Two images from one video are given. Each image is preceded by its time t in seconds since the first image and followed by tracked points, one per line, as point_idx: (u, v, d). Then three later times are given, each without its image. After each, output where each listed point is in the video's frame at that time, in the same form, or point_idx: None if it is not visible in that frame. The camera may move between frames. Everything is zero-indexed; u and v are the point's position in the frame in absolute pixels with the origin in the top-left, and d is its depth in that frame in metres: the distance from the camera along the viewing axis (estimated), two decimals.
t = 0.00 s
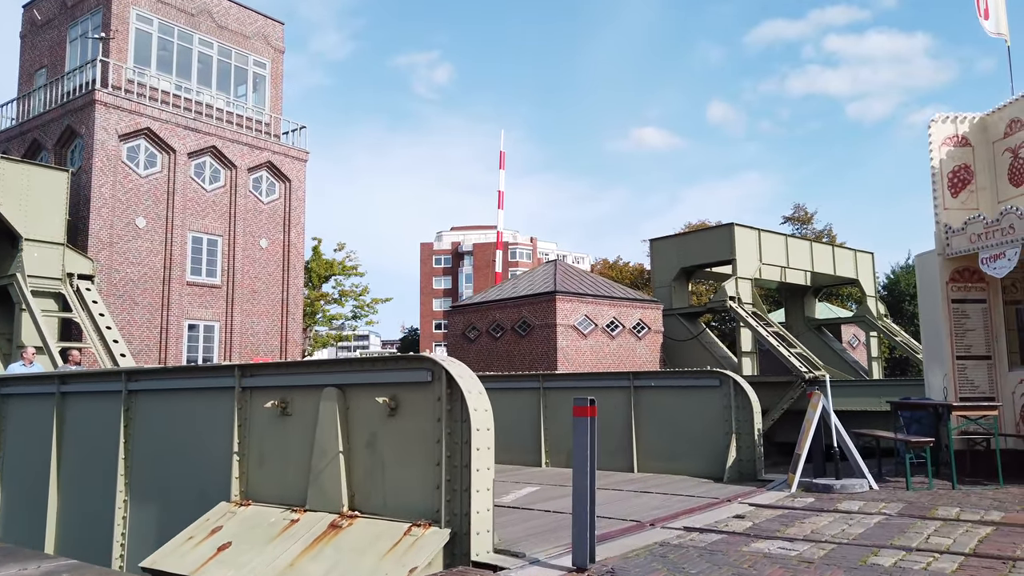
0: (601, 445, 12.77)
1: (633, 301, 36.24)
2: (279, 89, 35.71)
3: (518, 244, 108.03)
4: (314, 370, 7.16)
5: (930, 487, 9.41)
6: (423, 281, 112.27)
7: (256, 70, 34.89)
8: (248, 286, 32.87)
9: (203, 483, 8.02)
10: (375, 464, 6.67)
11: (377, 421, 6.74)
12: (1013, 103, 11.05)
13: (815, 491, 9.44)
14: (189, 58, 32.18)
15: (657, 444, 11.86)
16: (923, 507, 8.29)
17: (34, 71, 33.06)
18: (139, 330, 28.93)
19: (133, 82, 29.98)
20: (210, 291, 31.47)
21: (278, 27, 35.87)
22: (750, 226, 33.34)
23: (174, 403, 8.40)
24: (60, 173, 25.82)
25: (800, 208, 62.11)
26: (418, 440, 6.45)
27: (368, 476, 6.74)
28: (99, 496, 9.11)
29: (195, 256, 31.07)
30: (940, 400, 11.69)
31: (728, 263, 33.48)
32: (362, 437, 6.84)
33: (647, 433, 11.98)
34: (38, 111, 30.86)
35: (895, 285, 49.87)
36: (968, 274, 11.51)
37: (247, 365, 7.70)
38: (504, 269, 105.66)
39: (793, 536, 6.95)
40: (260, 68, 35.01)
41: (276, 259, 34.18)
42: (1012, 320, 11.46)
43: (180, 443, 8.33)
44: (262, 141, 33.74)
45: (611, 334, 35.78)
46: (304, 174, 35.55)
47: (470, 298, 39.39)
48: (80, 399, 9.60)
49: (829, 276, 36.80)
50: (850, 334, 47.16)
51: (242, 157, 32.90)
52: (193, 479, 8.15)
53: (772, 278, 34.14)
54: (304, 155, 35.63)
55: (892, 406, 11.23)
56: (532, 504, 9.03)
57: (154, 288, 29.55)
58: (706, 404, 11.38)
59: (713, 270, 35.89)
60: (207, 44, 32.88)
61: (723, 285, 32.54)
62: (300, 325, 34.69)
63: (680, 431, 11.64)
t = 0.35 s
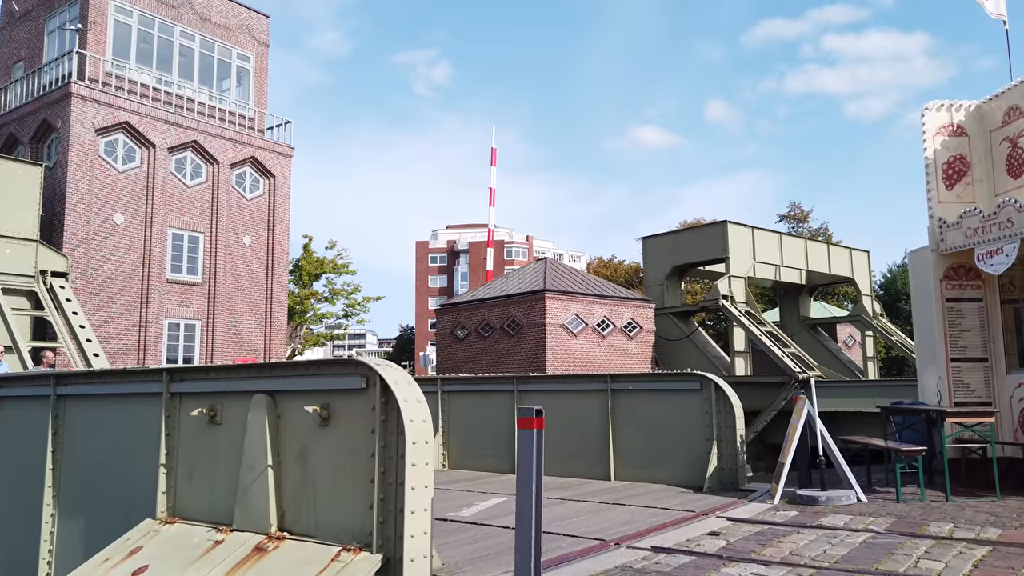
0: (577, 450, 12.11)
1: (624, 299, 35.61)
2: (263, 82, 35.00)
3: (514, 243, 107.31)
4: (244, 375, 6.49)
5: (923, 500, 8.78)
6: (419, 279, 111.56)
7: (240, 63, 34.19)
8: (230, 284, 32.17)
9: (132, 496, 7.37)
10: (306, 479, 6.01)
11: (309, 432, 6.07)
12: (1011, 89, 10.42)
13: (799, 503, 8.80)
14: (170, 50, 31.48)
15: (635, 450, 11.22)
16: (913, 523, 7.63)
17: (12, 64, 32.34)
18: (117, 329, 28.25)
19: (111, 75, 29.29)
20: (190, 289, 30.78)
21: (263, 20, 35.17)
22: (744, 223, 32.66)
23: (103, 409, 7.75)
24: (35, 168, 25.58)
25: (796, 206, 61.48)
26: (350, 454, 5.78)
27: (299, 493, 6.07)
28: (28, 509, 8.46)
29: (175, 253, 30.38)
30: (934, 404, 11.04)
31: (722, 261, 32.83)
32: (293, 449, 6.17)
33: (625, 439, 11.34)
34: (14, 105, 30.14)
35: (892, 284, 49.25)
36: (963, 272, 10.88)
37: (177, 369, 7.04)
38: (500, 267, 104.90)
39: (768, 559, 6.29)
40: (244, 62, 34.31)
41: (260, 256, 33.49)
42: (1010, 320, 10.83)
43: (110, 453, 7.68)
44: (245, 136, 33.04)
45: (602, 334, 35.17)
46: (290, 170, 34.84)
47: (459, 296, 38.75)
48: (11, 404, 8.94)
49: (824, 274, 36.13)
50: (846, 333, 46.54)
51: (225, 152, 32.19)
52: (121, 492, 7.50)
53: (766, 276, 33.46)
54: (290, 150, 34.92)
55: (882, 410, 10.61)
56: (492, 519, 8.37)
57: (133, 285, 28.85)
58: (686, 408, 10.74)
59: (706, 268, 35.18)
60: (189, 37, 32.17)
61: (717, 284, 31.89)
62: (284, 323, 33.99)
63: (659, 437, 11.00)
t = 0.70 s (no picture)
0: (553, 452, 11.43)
1: (617, 296, 34.96)
2: (248, 74, 34.30)
3: (511, 241, 106.59)
4: (160, 374, 5.80)
5: (917, 509, 8.13)
6: (415, 277, 110.86)
7: (224, 55, 33.49)
8: (214, 281, 31.48)
9: (50, 505, 6.71)
10: (223, 490, 5.34)
11: (228, 437, 5.39)
12: (1013, 69, 9.76)
13: (783, 512, 8.14)
14: (152, 41, 30.76)
15: (613, 453, 10.56)
16: (905, 536, 6.96)
17: None
18: (95, 326, 27.58)
19: (90, 66, 28.60)
20: (172, 285, 30.11)
21: (248, 10, 34.47)
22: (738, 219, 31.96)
23: (22, 409, 7.08)
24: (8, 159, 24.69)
25: (794, 203, 60.82)
26: (269, 462, 5.11)
27: (217, 505, 5.41)
28: None
29: (156, 249, 29.69)
30: (930, 404, 10.39)
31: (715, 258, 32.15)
32: (211, 457, 5.50)
33: (603, 441, 10.68)
34: None
35: (889, 282, 48.59)
36: (961, 263, 10.24)
37: (94, 366, 6.37)
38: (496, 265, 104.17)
39: None
40: (228, 53, 33.62)
41: (244, 252, 32.79)
42: (1011, 315, 10.18)
43: (28, 458, 7.02)
44: (229, 129, 32.35)
45: (593, 331, 34.52)
46: (275, 164, 34.15)
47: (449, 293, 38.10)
48: None
49: (820, 271, 35.46)
50: (842, 331, 45.88)
51: (208, 145, 31.49)
52: (39, 501, 6.84)
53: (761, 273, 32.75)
54: (275, 144, 34.21)
55: (875, 411, 9.90)
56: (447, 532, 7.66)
57: (111, 281, 28.17)
58: (667, 408, 10.08)
59: (700, 265, 34.46)
60: (171, 27, 31.46)
61: (710, 280, 31.21)
62: (269, 321, 33.30)
63: (638, 438, 10.34)
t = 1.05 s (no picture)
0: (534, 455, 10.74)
1: (615, 294, 34.21)
2: (239, 68, 33.66)
3: (512, 240, 105.85)
4: (72, 369, 5.13)
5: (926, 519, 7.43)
6: (415, 276, 110.16)
7: (215, 47, 32.84)
8: (202, 278, 30.83)
9: None
10: (135, 503, 4.68)
11: (139, 440, 4.71)
12: None
13: (779, 523, 7.44)
14: (139, 32, 30.11)
15: (598, 456, 9.87)
16: (915, 551, 6.26)
17: None
18: (79, 324, 26.97)
19: (76, 57, 27.98)
20: (159, 282, 29.47)
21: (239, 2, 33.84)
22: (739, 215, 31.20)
23: None
24: None
25: (796, 202, 60.06)
26: (180, 472, 4.42)
27: (127, 520, 4.76)
28: None
29: (143, 245, 29.07)
30: (940, 405, 9.67)
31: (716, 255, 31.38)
32: (124, 463, 4.82)
33: (588, 444, 9.98)
34: None
35: (893, 281, 47.84)
36: (973, 253, 9.55)
37: (8, 360, 5.71)
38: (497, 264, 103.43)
39: None
40: (218, 46, 32.96)
41: (234, 249, 32.14)
42: None
43: None
44: (219, 123, 31.71)
45: (591, 330, 33.81)
46: (266, 159, 33.51)
47: (443, 291, 37.41)
48: None
49: (822, 269, 34.71)
50: (845, 331, 45.12)
51: (196, 139, 30.85)
52: None
53: (763, 271, 32.00)
54: (266, 139, 33.56)
55: (880, 412, 9.21)
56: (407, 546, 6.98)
57: (96, 278, 27.56)
58: (656, 408, 9.39)
59: (700, 262, 33.68)
60: (160, 19, 30.81)
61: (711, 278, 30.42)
62: (260, 319, 32.64)
63: (625, 441, 9.65)
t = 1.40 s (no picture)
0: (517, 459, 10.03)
1: (614, 289, 33.35)
2: (229, 57, 32.91)
3: (512, 235, 105.03)
4: None
5: (942, 534, 6.70)
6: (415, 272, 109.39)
7: (204, 36, 32.08)
8: (191, 272, 30.16)
9: None
10: (18, 528, 3.99)
11: (23, 455, 4.01)
12: None
13: (779, 539, 6.73)
14: (126, 20, 29.35)
15: (584, 462, 9.16)
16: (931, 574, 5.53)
17: None
18: (63, 318, 26.33)
19: (60, 45, 27.25)
20: (146, 276, 28.80)
21: None
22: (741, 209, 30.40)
23: None
24: None
25: (798, 196, 59.24)
26: (58, 489, 3.70)
27: (10, 546, 4.07)
28: None
29: (129, 237, 28.39)
30: (953, 407, 8.98)
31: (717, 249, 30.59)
32: (9, 480, 4.11)
33: (574, 448, 9.28)
34: None
35: (897, 277, 47.06)
36: (992, 242, 8.84)
37: None
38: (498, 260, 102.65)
39: None
40: (208, 34, 32.16)
41: (224, 242, 31.45)
42: None
43: None
44: (208, 113, 30.97)
45: (589, 325, 32.94)
46: (257, 151, 32.80)
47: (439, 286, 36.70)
48: None
49: (826, 264, 33.91)
50: (849, 326, 44.37)
51: (185, 130, 30.13)
52: None
53: (765, 266, 31.23)
54: (257, 130, 32.83)
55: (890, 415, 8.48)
56: (363, 564, 6.27)
57: (81, 273, 26.89)
58: (645, 410, 8.67)
59: (701, 256, 32.87)
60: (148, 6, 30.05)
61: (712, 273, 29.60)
62: (250, 314, 31.96)
63: (613, 444, 8.95)
